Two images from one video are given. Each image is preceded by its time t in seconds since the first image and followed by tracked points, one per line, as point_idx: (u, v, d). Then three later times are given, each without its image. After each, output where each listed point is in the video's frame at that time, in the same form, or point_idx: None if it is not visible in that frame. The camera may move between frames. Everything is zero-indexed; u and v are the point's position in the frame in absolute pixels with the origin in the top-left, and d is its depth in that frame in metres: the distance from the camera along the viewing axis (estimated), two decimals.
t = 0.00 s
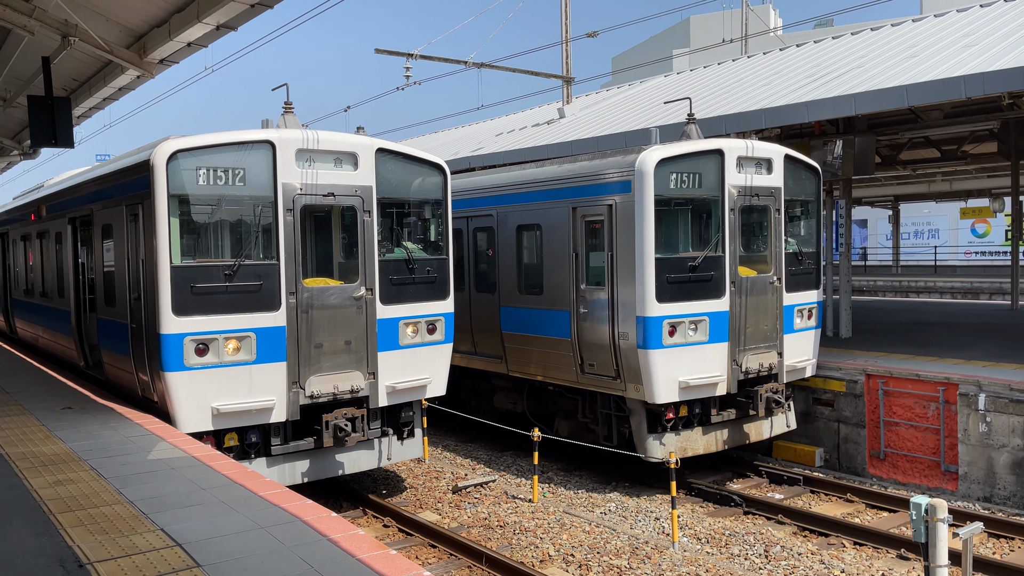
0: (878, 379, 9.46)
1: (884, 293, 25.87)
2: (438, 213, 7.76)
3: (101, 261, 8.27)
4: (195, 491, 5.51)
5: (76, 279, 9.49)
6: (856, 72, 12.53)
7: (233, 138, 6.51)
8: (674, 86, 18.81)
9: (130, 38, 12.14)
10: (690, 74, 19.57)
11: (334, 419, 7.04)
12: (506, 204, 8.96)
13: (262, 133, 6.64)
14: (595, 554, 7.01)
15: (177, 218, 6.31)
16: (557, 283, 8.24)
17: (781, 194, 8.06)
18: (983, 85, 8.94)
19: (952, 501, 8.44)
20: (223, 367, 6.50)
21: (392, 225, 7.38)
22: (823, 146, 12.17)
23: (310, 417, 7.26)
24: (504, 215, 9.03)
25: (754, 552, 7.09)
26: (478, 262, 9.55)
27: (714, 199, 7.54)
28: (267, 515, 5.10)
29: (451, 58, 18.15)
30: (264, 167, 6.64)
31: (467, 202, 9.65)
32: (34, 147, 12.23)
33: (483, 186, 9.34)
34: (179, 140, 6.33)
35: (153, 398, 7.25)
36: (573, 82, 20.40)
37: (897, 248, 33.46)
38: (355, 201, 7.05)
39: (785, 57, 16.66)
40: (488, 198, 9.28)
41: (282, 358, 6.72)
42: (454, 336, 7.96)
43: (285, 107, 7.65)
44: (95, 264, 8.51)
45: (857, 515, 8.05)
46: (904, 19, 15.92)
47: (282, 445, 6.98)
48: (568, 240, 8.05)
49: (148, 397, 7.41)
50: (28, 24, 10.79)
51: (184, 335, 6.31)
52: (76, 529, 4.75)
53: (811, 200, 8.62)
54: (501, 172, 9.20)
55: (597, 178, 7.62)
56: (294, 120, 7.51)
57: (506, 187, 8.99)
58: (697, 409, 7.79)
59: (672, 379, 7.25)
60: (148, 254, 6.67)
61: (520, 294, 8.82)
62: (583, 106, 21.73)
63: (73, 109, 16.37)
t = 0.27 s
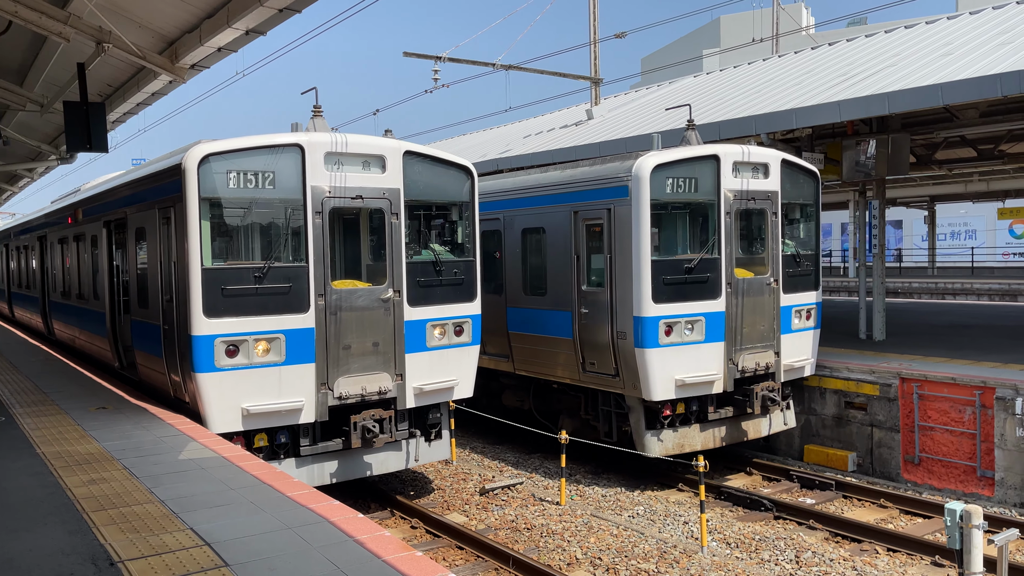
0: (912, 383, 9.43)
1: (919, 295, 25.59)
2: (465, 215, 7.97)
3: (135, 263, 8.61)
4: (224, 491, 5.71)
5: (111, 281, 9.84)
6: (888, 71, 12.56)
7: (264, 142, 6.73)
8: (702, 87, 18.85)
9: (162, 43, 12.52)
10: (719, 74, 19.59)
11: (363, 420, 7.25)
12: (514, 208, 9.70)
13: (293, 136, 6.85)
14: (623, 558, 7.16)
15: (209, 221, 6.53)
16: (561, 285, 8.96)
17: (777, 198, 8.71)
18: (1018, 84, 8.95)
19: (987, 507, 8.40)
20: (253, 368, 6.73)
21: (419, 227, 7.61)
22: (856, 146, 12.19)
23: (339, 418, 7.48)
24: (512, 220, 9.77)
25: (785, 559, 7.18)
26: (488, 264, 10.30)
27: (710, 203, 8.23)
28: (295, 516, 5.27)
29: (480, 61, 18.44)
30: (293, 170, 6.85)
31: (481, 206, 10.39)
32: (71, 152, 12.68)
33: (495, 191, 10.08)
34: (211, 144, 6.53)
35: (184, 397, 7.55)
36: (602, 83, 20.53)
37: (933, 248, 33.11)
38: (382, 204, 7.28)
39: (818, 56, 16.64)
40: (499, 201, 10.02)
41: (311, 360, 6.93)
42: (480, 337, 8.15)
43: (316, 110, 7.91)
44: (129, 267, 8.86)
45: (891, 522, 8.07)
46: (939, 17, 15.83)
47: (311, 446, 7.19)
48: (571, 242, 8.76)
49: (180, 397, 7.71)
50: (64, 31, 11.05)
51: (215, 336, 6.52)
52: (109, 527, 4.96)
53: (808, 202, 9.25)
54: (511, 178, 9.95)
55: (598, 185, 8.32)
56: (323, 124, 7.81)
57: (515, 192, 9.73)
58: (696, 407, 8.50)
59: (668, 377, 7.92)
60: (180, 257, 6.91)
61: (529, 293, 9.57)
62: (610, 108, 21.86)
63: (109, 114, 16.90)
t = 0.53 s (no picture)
0: (939, 386, 9.38)
1: (947, 296, 25.33)
2: (486, 217, 8.05)
3: (159, 265, 8.85)
4: (248, 492, 5.82)
5: (137, 283, 10.14)
6: (914, 70, 12.52)
7: (287, 146, 6.90)
8: (726, 87, 18.83)
9: (186, 48, 12.73)
10: (742, 74, 19.57)
11: (384, 421, 7.37)
12: (518, 210, 10.23)
13: (314, 140, 7.00)
14: (645, 561, 7.20)
15: (232, 224, 6.71)
16: (562, 288, 9.50)
17: (772, 200, 9.17)
18: None
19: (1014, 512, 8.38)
20: (276, 370, 6.89)
21: (440, 229, 7.70)
22: (882, 146, 12.42)
23: (360, 419, 7.62)
24: (514, 222, 10.32)
25: (809, 564, 7.21)
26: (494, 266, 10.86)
27: (705, 207, 8.70)
28: (316, 517, 5.32)
29: (500, 62, 18.59)
30: (315, 172, 7.00)
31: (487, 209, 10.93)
32: (97, 156, 12.98)
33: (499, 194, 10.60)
34: (233, 148, 6.70)
35: (208, 398, 7.83)
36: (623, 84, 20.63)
37: (960, 249, 32.80)
38: (403, 206, 7.39)
39: (842, 55, 16.62)
40: (503, 204, 10.55)
41: (333, 361, 7.07)
42: (501, 339, 8.25)
43: (337, 113, 8.15)
44: (155, 270, 9.12)
45: (917, 526, 8.09)
46: (966, 14, 15.75)
47: (332, 447, 7.34)
48: (572, 244, 9.28)
49: (203, 397, 7.94)
50: (90, 36, 11.43)
51: (238, 338, 6.69)
52: (134, 527, 5.03)
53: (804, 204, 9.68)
54: (514, 182, 10.47)
55: (596, 190, 8.85)
56: (345, 127, 8.04)
57: (518, 195, 10.26)
58: (694, 403, 9.06)
59: (664, 375, 8.45)
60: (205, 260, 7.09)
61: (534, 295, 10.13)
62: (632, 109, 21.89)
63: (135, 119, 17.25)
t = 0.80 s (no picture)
0: (960, 387, 9.21)
1: (970, 296, 25.08)
2: (501, 218, 8.16)
3: (178, 266, 9.07)
4: (264, 492, 5.89)
5: (155, 284, 10.38)
6: (934, 66, 12.43)
7: (304, 148, 7.02)
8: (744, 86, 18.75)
9: (203, 52, 12.89)
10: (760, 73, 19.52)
11: (400, 422, 7.46)
12: (521, 213, 10.74)
13: (330, 142, 7.12)
14: (663, 563, 7.20)
15: (249, 225, 6.85)
16: (563, 289, 10.00)
17: (765, 202, 9.53)
18: None
19: None
20: (293, 370, 7.01)
21: (455, 231, 7.81)
22: (899, 145, 12.12)
23: (376, 420, 7.71)
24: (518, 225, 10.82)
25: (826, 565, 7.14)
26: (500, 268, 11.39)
27: (700, 210, 9.11)
28: (331, 517, 5.32)
29: (515, 64, 18.76)
30: (331, 175, 7.13)
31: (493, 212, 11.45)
32: (116, 160, 13.25)
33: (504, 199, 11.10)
34: (251, 150, 6.84)
35: (226, 399, 8.02)
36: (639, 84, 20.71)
37: (983, 249, 32.45)
38: (419, 207, 7.50)
39: (861, 54, 16.59)
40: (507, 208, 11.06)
41: (349, 362, 7.19)
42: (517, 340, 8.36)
43: (352, 115, 8.33)
44: (174, 272, 9.35)
45: (938, 528, 7.93)
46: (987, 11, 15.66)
47: (349, 448, 7.44)
48: (571, 247, 9.77)
49: (222, 398, 8.13)
50: (109, 40, 11.83)
51: (255, 340, 6.81)
52: (152, 527, 5.10)
53: (798, 206, 10.06)
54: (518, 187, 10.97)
55: (592, 194, 9.31)
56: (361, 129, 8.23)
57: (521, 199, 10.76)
58: (690, 400, 9.48)
59: (659, 373, 8.89)
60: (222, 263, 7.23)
61: (537, 295, 10.63)
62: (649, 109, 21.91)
63: (154, 122, 17.54)
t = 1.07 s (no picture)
0: (974, 387, 9.23)
1: (984, 296, 25.05)
2: (511, 219, 8.29)
3: (190, 266, 9.25)
4: (277, 493, 6.03)
5: (168, 285, 10.56)
6: (948, 64, 12.43)
7: (315, 149, 7.17)
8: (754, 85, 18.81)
9: (214, 54, 13.04)
10: (771, 72, 19.56)
11: (411, 422, 7.58)
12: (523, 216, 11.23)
13: (341, 143, 7.26)
14: (674, 564, 7.29)
15: (260, 226, 7.00)
16: (561, 289, 10.46)
17: (758, 203, 9.95)
18: None
19: None
20: (304, 370, 7.15)
21: (465, 231, 7.94)
22: (912, 143, 12.09)
23: (387, 421, 7.84)
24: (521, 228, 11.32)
25: (838, 568, 7.18)
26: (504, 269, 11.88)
27: (692, 212, 9.53)
28: (342, 518, 5.45)
29: (524, 64, 18.89)
30: (341, 176, 7.27)
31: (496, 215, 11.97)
32: (128, 162, 13.48)
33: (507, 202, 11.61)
34: (261, 152, 6.99)
35: (237, 400, 8.19)
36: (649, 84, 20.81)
37: (997, 248, 32.29)
38: (429, 208, 7.63)
39: (873, 53, 16.62)
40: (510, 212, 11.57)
41: (360, 362, 7.32)
42: (527, 341, 8.48)
43: (363, 117, 8.47)
44: (186, 273, 9.54)
45: (952, 530, 7.94)
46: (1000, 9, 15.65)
47: (359, 449, 7.56)
48: (569, 248, 10.24)
49: (232, 397, 8.30)
50: (120, 43, 12.02)
51: (266, 340, 6.96)
52: (165, 527, 5.25)
53: (791, 207, 10.49)
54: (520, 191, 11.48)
55: (589, 197, 9.76)
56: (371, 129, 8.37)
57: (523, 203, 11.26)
58: (683, 399, 9.89)
59: (652, 371, 9.31)
60: (233, 264, 7.38)
61: (537, 295, 11.10)
62: (659, 109, 21.96)
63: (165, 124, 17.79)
